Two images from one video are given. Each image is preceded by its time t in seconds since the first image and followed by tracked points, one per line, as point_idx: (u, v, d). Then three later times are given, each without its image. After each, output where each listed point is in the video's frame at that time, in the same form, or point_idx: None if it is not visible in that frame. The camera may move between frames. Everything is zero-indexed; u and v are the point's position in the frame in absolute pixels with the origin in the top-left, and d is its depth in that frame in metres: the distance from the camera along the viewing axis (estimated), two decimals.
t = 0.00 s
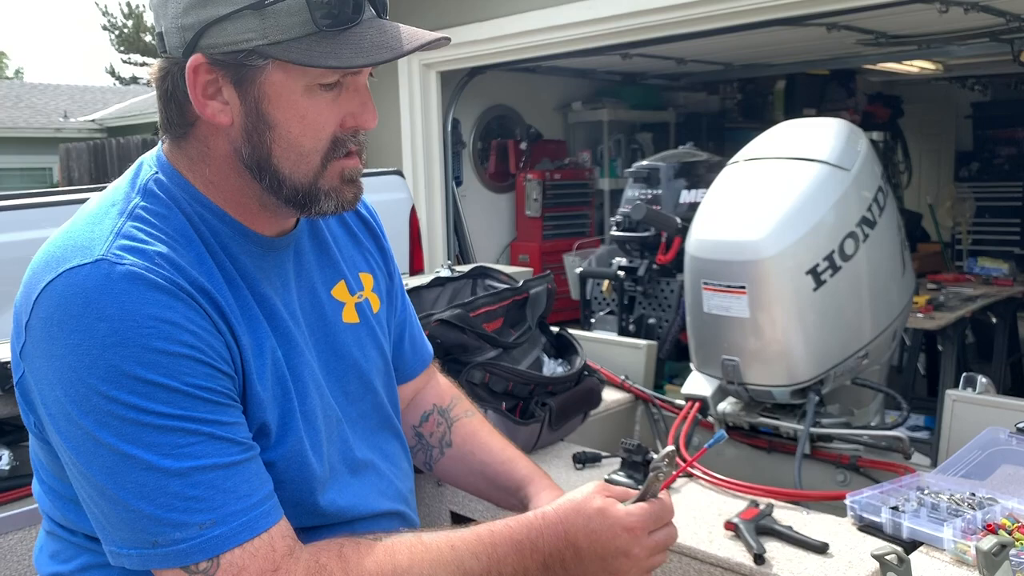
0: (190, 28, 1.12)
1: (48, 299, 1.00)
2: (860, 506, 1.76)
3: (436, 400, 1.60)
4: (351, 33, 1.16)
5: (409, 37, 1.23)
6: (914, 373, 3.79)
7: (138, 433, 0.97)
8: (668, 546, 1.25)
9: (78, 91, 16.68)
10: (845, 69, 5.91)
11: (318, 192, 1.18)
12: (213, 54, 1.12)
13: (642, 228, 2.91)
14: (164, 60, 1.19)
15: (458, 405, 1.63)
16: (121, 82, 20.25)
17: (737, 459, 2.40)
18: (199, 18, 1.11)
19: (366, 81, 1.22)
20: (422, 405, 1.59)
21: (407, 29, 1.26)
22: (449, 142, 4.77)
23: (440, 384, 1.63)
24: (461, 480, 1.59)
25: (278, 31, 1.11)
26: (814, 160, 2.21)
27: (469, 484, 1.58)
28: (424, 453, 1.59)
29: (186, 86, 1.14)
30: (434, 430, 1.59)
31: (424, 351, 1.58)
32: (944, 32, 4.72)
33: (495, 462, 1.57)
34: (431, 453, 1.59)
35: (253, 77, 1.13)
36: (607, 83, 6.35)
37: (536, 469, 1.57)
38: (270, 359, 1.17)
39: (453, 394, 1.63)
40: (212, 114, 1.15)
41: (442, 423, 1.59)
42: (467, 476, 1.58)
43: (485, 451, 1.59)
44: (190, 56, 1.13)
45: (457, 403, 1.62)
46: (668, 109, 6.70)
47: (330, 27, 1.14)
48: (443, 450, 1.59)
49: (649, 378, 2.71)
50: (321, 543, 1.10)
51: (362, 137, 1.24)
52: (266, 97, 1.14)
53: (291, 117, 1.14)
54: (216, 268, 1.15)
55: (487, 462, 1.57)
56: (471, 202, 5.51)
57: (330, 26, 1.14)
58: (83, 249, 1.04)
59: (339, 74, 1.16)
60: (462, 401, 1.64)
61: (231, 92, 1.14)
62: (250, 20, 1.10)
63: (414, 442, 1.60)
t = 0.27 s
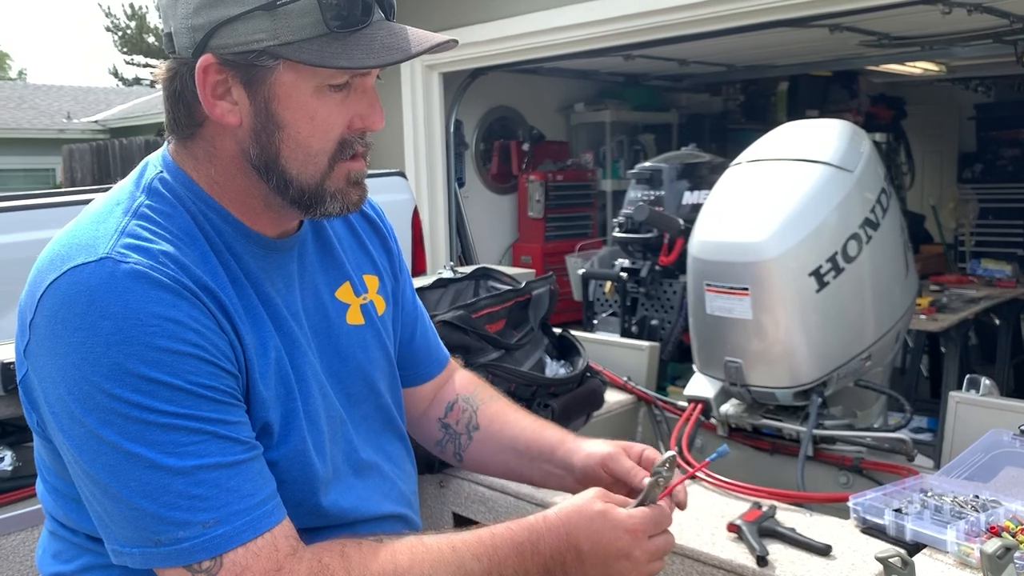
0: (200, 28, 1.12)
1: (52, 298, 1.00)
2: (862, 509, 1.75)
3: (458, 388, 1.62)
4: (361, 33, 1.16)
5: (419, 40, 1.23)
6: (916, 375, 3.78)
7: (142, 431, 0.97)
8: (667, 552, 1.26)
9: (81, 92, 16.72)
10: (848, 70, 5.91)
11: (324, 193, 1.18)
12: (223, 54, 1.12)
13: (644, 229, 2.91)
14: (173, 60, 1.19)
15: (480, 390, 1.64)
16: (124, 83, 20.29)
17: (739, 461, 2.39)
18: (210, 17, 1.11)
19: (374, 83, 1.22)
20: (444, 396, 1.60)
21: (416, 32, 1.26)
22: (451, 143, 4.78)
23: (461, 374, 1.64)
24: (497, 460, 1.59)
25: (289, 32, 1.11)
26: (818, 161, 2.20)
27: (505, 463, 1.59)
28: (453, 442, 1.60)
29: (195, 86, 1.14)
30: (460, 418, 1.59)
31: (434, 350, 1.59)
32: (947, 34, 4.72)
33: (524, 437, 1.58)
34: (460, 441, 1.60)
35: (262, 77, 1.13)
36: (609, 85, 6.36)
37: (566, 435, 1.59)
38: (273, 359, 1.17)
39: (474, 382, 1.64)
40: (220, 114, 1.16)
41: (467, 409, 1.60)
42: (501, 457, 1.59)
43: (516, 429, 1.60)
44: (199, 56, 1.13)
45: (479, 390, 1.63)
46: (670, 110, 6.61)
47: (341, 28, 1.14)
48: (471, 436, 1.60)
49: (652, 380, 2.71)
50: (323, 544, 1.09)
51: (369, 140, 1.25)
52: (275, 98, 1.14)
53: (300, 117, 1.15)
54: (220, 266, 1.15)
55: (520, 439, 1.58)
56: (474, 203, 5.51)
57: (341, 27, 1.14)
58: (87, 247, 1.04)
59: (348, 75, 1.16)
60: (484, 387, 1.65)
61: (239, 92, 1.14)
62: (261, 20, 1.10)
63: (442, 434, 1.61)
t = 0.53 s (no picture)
0: (199, 26, 1.12)
1: (56, 299, 1.00)
2: (864, 509, 1.75)
3: (485, 369, 1.60)
4: (361, 32, 1.16)
5: (420, 40, 1.23)
6: (917, 375, 3.78)
7: (148, 432, 0.97)
8: (669, 545, 1.24)
9: (82, 92, 16.72)
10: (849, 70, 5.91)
11: (321, 193, 1.18)
12: (223, 52, 1.12)
13: (646, 228, 2.91)
14: (172, 57, 1.19)
15: (508, 370, 1.62)
16: (126, 83, 20.31)
17: (740, 461, 2.39)
18: (209, 16, 1.11)
19: (374, 83, 1.22)
20: (472, 378, 1.60)
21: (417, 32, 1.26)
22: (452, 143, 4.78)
23: (487, 357, 1.63)
24: (530, 438, 1.57)
25: (290, 31, 1.11)
26: (819, 160, 2.20)
27: (538, 439, 1.57)
28: (486, 425, 1.58)
29: (195, 84, 1.14)
30: (490, 398, 1.58)
31: (457, 332, 1.60)
32: (948, 34, 4.72)
33: (554, 408, 1.56)
34: (493, 423, 1.58)
35: (262, 76, 1.13)
36: (610, 85, 6.36)
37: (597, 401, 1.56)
38: (278, 358, 1.17)
39: (501, 363, 1.63)
40: (220, 112, 1.15)
41: (496, 390, 1.59)
42: (533, 435, 1.57)
43: (546, 404, 1.58)
44: (198, 53, 1.13)
45: (507, 369, 1.62)
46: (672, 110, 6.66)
47: (341, 27, 1.14)
48: (502, 415, 1.58)
49: (653, 380, 2.71)
50: (332, 544, 1.09)
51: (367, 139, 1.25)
52: (275, 96, 1.14)
53: (299, 116, 1.15)
54: (224, 266, 1.15)
55: (551, 413, 1.56)
56: (475, 203, 5.52)
57: (341, 26, 1.14)
58: (92, 247, 1.04)
59: (348, 74, 1.16)
60: (512, 366, 1.63)
61: (239, 91, 1.14)
62: (261, 18, 1.10)
63: (474, 418, 1.59)
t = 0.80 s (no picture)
0: (195, 26, 1.12)
1: (52, 301, 1.00)
2: (863, 508, 1.75)
3: (494, 373, 1.60)
4: (357, 29, 1.16)
5: (417, 35, 1.23)
6: (916, 374, 3.78)
7: (144, 436, 0.97)
8: (675, 547, 1.23)
9: (81, 91, 16.71)
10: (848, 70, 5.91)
11: (322, 192, 1.18)
12: (219, 51, 1.12)
13: (644, 228, 2.91)
14: (169, 58, 1.19)
15: (519, 374, 1.61)
16: (125, 83, 20.29)
17: (739, 461, 2.39)
18: (204, 15, 1.11)
19: (372, 80, 1.22)
20: (481, 382, 1.59)
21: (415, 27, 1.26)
22: (452, 142, 4.77)
23: (497, 360, 1.62)
24: (539, 444, 1.57)
25: (285, 29, 1.11)
26: (819, 160, 2.20)
27: (547, 445, 1.56)
28: (495, 429, 1.59)
29: (192, 84, 1.14)
30: (498, 404, 1.57)
31: (464, 332, 1.60)
32: (947, 33, 4.73)
33: (565, 415, 1.55)
34: (501, 427, 1.58)
35: (258, 75, 1.13)
36: (609, 84, 6.35)
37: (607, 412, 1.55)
38: (276, 361, 1.17)
39: (512, 366, 1.62)
40: (218, 112, 1.16)
41: (505, 394, 1.58)
42: (542, 440, 1.56)
43: (555, 409, 1.57)
44: (195, 53, 1.13)
45: (518, 373, 1.61)
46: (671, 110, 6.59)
47: (337, 23, 1.14)
48: (511, 421, 1.58)
49: (652, 379, 2.71)
50: (329, 547, 1.09)
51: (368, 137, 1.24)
52: (272, 95, 1.14)
53: (297, 114, 1.15)
54: (221, 268, 1.15)
55: (559, 417, 1.55)
56: (474, 202, 5.51)
57: (337, 22, 1.14)
58: (88, 250, 1.04)
59: (346, 72, 1.16)
60: (524, 369, 1.62)
61: (236, 90, 1.14)
62: (256, 16, 1.10)
63: (483, 421, 1.59)
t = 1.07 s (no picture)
0: (188, 28, 1.12)
1: (40, 304, 1.00)
2: (859, 507, 1.76)
3: (499, 375, 1.59)
4: (351, 27, 1.16)
5: (412, 32, 1.23)
6: (913, 373, 3.79)
7: (133, 439, 0.97)
8: (675, 564, 1.21)
9: (78, 91, 16.69)
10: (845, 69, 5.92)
11: (320, 191, 1.19)
12: (213, 53, 1.12)
13: (642, 228, 2.91)
14: (162, 61, 1.19)
15: (524, 375, 1.61)
16: (122, 81, 20.27)
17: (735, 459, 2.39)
18: (198, 17, 1.11)
19: (369, 79, 1.22)
20: (486, 384, 1.59)
21: (410, 24, 1.26)
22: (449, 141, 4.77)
23: (500, 360, 1.62)
24: (546, 445, 1.57)
25: (280, 29, 1.11)
26: (815, 160, 2.20)
27: (555, 447, 1.57)
28: (503, 431, 1.58)
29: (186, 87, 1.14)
30: (505, 406, 1.57)
31: (462, 331, 1.59)
32: (944, 33, 4.73)
33: (577, 419, 1.55)
34: (509, 429, 1.58)
35: (253, 76, 1.13)
36: (607, 83, 6.36)
37: (619, 414, 1.56)
38: (269, 363, 1.17)
39: (515, 366, 1.62)
40: (213, 115, 1.16)
41: (511, 397, 1.58)
42: (549, 441, 1.57)
43: (565, 411, 1.57)
44: (189, 56, 1.13)
45: (522, 374, 1.61)
46: (668, 108, 6.58)
47: (332, 22, 1.14)
48: (520, 423, 1.58)
49: (650, 378, 2.71)
50: (324, 549, 1.09)
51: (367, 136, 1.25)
52: (268, 96, 1.14)
53: (294, 115, 1.15)
54: (212, 270, 1.15)
55: (569, 421, 1.56)
56: (471, 201, 5.51)
57: (332, 21, 1.14)
58: (76, 252, 1.04)
59: (342, 71, 1.16)
60: (527, 370, 1.62)
61: (231, 93, 1.14)
62: (250, 18, 1.10)
63: (490, 423, 1.59)
